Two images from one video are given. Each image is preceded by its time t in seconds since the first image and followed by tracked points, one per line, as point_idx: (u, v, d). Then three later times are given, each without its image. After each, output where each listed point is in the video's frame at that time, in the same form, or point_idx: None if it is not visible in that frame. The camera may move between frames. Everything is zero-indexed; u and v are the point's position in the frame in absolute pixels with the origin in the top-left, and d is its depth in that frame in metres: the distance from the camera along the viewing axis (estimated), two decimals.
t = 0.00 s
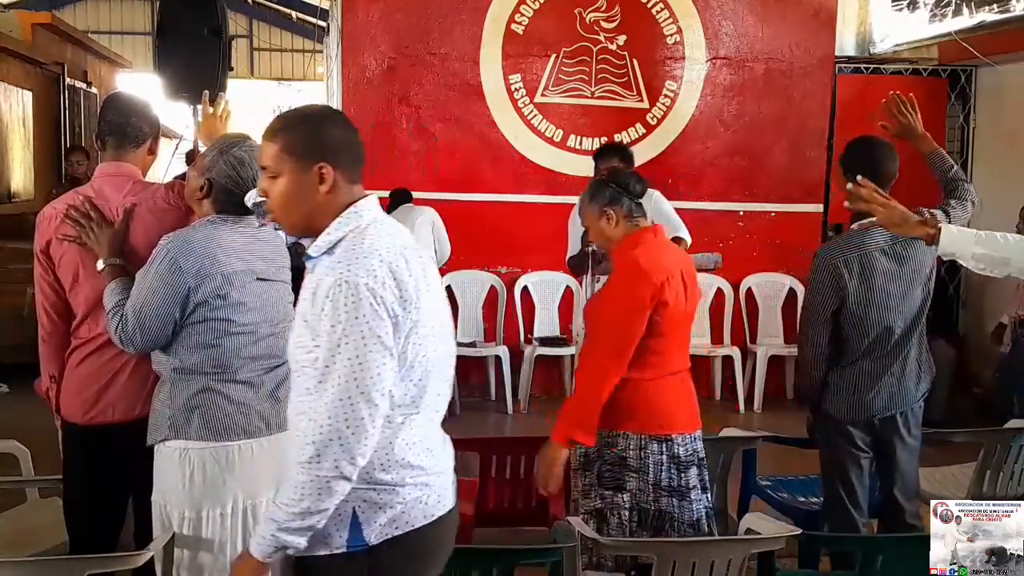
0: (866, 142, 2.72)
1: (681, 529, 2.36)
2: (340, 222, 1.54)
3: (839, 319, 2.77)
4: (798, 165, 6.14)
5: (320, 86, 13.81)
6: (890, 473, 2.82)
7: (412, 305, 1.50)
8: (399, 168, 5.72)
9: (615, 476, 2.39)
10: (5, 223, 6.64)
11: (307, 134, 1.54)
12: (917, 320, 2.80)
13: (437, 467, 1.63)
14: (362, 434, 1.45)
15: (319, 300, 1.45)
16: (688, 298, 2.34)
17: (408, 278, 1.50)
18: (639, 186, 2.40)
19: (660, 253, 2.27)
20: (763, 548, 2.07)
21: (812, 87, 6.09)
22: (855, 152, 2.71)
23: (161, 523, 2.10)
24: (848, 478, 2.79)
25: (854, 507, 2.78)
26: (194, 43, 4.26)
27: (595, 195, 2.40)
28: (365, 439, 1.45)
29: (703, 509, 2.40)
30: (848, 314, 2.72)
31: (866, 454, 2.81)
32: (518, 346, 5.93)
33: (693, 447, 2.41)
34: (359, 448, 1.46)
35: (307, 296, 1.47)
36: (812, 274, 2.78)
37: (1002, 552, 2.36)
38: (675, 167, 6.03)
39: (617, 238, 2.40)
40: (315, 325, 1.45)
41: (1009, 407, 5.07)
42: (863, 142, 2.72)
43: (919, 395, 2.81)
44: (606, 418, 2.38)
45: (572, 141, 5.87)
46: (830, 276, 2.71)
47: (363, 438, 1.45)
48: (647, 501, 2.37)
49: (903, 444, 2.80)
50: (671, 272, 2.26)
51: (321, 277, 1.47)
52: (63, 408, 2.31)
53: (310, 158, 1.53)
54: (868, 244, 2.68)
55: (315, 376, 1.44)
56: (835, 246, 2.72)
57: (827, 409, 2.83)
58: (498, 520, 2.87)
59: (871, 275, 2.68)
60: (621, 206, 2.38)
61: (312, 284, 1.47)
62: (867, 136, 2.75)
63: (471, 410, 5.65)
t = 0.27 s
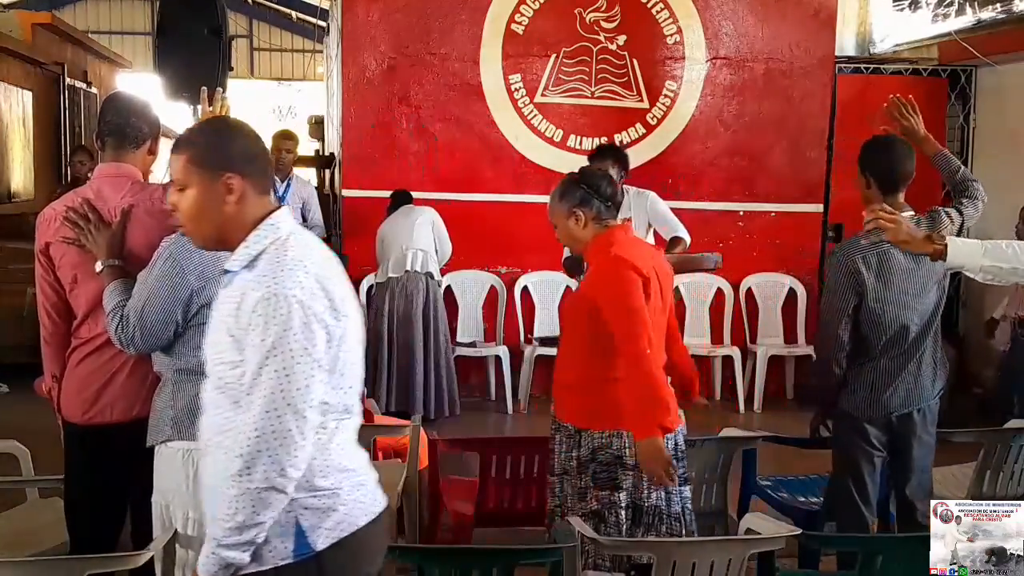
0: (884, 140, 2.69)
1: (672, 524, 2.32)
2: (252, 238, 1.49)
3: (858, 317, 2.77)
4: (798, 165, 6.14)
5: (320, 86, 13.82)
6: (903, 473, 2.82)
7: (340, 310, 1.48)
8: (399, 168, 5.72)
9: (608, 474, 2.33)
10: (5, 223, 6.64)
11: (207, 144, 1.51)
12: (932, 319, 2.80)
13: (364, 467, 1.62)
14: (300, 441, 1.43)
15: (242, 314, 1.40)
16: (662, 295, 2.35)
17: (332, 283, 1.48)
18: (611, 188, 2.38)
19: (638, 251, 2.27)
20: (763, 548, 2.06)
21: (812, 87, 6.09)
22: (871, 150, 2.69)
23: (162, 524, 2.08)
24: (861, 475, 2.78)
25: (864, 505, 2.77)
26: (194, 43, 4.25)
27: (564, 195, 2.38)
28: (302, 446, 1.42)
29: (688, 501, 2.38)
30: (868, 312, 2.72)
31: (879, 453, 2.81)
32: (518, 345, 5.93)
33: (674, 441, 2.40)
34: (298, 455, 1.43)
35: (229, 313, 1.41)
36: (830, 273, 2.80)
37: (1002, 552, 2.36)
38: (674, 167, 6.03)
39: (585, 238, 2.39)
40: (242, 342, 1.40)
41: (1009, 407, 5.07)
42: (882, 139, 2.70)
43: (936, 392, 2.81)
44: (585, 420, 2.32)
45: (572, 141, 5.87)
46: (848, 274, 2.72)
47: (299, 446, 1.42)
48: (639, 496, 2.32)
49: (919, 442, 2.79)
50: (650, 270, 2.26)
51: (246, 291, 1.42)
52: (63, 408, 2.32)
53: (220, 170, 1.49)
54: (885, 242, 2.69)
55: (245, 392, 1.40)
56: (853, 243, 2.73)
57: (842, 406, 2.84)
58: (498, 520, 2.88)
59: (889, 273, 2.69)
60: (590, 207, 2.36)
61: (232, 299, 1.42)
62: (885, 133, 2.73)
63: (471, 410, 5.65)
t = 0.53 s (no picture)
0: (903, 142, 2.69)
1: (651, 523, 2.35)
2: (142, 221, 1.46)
3: (882, 317, 2.76)
4: (798, 165, 6.13)
5: (320, 86, 13.81)
6: (921, 472, 2.84)
7: (235, 289, 1.50)
8: (399, 168, 5.71)
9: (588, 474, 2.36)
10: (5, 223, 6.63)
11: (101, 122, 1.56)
12: (952, 319, 2.80)
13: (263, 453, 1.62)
14: (213, 418, 1.44)
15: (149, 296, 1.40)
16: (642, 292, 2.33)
17: (227, 262, 1.50)
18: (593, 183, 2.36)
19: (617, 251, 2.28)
20: (764, 548, 2.06)
21: (812, 86, 6.09)
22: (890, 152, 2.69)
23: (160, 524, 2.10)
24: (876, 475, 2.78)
25: (871, 504, 2.78)
26: (194, 43, 4.25)
27: (546, 193, 2.37)
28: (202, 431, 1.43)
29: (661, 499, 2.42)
30: (892, 310, 2.72)
31: (897, 454, 2.80)
32: (518, 345, 5.92)
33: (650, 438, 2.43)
34: (212, 431, 1.44)
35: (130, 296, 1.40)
36: (854, 273, 2.79)
37: (1002, 552, 2.36)
38: (674, 167, 6.03)
39: (569, 235, 2.38)
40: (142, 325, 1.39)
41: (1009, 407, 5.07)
42: (903, 141, 2.70)
43: (957, 391, 2.80)
44: (551, 414, 2.33)
45: (572, 141, 5.86)
46: (875, 273, 2.72)
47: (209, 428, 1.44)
48: (617, 496, 2.35)
49: (939, 442, 2.79)
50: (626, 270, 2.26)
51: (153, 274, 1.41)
52: (62, 408, 2.32)
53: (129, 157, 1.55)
54: (910, 241, 2.69)
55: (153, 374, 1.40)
56: (877, 241, 2.73)
57: (862, 405, 2.83)
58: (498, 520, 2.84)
59: (913, 271, 2.70)
60: (572, 205, 2.36)
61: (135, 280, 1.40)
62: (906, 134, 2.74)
63: (471, 410, 5.65)
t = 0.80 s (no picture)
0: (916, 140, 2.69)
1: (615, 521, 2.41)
2: (72, 216, 1.45)
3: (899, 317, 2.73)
4: (798, 165, 6.14)
5: (320, 86, 13.83)
6: (932, 471, 2.83)
7: (167, 284, 1.48)
8: (399, 168, 5.72)
9: (555, 472, 2.41)
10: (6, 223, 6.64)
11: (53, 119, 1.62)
12: (964, 318, 2.80)
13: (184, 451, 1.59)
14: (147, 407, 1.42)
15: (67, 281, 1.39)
16: (621, 292, 2.38)
17: (157, 255, 1.48)
18: (585, 181, 2.39)
19: (597, 250, 2.33)
20: (764, 548, 2.06)
21: (812, 86, 6.09)
22: (902, 150, 2.70)
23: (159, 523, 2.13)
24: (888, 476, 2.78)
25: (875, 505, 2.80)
26: (194, 44, 4.26)
27: (541, 188, 2.41)
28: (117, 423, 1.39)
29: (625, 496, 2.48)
30: (910, 312, 2.69)
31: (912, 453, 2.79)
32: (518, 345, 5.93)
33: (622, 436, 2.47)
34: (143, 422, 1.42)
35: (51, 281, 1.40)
36: (870, 275, 2.73)
37: (1002, 552, 2.37)
38: (674, 168, 6.04)
39: (557, 230, 2.39)
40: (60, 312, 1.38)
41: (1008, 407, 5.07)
42: (914, 141, 2.69)
43: (969, 386, 2.80)
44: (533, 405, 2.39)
45: (572, 141, 5.87)
46: (895, 274, 2.66)
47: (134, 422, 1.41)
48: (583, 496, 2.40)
49: (947, 441, 2.80)
50: (602, 270, 2.31)
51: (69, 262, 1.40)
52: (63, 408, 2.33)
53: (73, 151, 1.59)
54: (926, 241, 2.66)
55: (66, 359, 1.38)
56: (896, 243, 2.68)
57: (876, 404, 2.81)
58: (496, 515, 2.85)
59: (931, 271, 2.66)
60: (562, 199, 2.36)
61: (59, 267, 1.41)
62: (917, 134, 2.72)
63: (471, 410, 5.66)
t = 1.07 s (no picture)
0: (917, 141, 2.72)
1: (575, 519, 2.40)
2: None
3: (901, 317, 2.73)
4: (798, 165, 6.14)
5: (320, 86, 13.82)
6: (930, 471, 2.82)
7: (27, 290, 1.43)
8: (399, 168, 5.72)
9: (518, 465, 2.42)
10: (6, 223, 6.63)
11: None
12: (966, 317, 2.81)
13: (79, 467, 1.56)
14: None
15: None
16: (601, 291, 2.36)
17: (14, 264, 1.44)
18: (570, 179, 2.38)
19: (577, 247, 2.31)
20: (764, 548, 2.06)
21: (812, 86, 6.09)
22: (903, 151, 2.72)
23: (159, 523, 2.13)
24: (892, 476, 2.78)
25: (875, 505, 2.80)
26: (194, 44, 4.25)
27: (529, 187, 2.42)
28: None
29: (590, 496, 2.45)
30: (912, 312, 2.69)
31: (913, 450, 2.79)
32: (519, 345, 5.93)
33: (598, 434, 2.44)
34: None
35: None
36: (873, 274, 2.73)
37: (1002, 552, 2.37)
38: (674, 168, 6.04)
39: (541, 228, 2.40)
40: None
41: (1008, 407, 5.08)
42: (914, 142, 2.72)
43: (971, 385, 2.81)
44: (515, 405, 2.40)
45: (572, 141, 5.87)
46: (897, 274, 2.66)
47: None
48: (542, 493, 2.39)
49: (947, 441, 2.79)
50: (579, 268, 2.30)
51: None
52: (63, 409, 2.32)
53: None
54: (927, 241, 2.68)
55: None
56: (896, 243, 2.69)
57: (876, 403, 2.81)
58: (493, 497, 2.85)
59: (933, 270, 2.67)
60: (547, 197, 2.37)
61: None
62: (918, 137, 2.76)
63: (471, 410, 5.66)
